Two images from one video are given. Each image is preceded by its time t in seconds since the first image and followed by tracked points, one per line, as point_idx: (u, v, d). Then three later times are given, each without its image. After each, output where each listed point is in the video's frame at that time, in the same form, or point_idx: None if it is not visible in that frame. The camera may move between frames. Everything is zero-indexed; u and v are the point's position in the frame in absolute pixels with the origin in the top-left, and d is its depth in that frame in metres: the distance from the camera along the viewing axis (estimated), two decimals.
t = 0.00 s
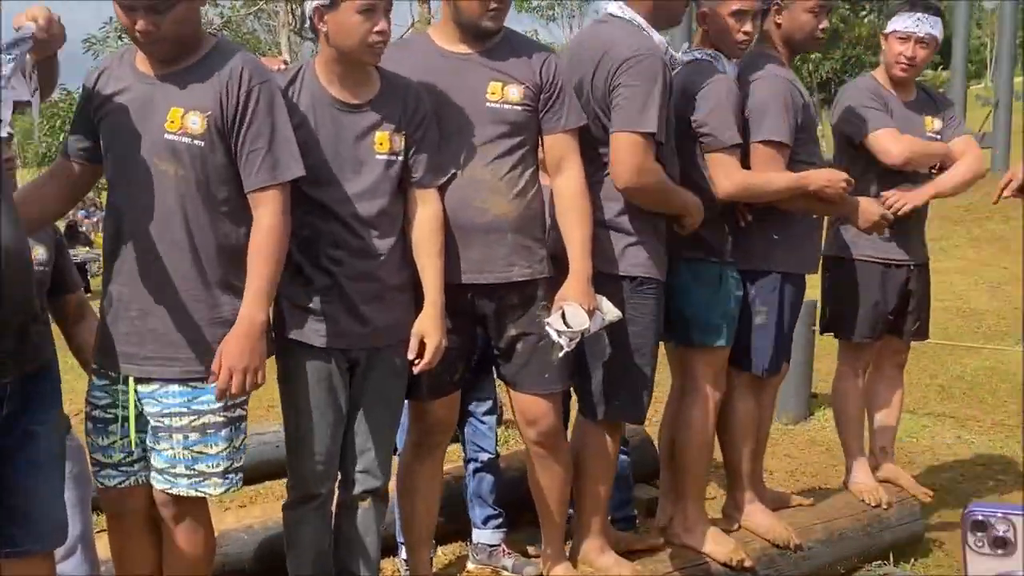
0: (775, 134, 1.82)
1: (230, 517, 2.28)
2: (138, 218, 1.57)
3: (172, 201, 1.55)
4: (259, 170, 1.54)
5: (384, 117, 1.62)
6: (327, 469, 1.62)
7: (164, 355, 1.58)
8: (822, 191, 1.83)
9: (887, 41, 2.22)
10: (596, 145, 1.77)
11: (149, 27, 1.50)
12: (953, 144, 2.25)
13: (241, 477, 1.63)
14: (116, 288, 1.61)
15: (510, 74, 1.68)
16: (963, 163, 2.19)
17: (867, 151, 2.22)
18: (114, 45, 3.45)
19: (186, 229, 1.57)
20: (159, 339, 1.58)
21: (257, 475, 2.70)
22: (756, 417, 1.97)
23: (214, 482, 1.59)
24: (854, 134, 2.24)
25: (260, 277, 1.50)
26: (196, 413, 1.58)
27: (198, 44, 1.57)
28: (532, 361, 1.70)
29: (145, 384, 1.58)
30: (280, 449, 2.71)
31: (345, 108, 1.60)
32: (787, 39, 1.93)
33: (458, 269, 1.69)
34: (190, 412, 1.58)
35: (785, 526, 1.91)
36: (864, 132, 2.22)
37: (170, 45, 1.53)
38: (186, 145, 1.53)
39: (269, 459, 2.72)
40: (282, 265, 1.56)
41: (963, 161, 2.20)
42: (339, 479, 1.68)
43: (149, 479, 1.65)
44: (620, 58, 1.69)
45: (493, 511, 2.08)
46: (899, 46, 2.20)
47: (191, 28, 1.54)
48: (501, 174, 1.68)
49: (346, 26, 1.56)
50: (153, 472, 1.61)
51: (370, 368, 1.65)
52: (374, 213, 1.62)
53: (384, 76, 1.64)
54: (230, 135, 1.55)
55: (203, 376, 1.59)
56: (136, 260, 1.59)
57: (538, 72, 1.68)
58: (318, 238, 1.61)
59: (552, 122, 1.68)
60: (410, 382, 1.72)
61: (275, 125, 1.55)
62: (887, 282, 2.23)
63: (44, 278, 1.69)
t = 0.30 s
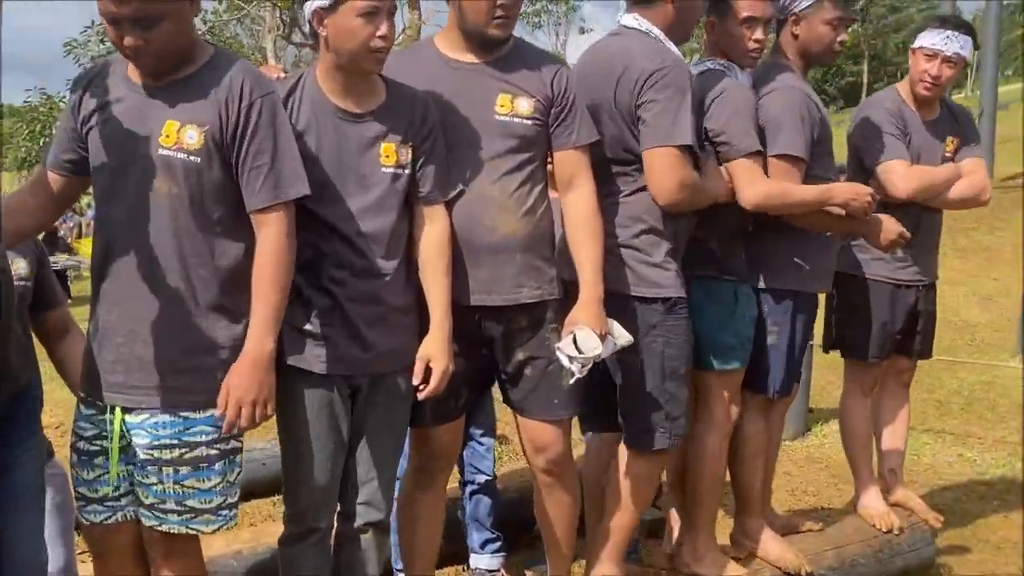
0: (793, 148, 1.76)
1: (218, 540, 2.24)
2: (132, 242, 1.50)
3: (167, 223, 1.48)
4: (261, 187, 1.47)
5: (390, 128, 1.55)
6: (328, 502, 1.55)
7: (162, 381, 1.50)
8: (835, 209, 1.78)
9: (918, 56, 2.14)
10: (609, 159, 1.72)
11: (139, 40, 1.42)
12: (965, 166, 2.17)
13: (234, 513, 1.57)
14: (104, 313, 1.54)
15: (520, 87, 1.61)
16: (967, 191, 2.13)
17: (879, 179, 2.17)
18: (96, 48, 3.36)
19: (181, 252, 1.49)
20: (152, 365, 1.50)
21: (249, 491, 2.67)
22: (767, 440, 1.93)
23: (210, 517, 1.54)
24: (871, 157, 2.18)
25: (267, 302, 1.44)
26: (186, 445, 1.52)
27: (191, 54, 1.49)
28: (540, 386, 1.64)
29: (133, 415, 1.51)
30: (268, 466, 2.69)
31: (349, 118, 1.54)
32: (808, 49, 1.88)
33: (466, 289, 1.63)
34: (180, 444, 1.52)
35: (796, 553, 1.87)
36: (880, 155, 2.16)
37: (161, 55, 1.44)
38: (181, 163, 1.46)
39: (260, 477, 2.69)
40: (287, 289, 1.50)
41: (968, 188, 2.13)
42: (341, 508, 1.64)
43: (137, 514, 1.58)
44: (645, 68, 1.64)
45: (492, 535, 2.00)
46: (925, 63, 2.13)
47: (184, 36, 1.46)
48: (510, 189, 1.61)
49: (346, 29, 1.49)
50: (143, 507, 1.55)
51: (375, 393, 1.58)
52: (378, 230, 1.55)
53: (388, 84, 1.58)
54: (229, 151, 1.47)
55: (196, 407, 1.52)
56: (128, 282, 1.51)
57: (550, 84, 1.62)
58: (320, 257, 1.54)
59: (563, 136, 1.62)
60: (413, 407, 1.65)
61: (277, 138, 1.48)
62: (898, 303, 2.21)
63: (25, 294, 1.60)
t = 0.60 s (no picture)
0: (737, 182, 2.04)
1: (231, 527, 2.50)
2: (167, 263, 1.76)
3: (199, 245, 1.74)
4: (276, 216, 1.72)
5: (390, 164, 1.81)
6: (337, 485, 1.80)
7: (193, 384, 1.77)
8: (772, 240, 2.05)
9: (840, 106, 2.45)
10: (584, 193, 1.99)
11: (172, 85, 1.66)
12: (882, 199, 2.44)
13: (256, 497, 1.81)
14: (144, 325, 1.81)
15: (503, 130, 1.89)
16: (883, 217, 2.36)
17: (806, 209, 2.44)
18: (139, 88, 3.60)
19: (211, 272, 1.75)
20: (184, 367, 1.77)
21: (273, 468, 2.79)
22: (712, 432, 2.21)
23: (232, 499, 1.78)
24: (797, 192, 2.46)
25: (282, 315, 1.69)
26: (212, 437, 1.78)
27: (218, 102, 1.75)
28: (519, 386, 1.91)
29: (167, 412, 1.78)
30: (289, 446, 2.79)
31: (356, 156, 1.80)
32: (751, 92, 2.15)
33: (455, 303, 1.89)
34: (208, 437, 1.78)
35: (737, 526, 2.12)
36: (808, 188, 2.43)
37: (190, 102, 1.69)
38: (209, 196, 1.71)
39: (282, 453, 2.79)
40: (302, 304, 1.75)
41: (887, 214, 2.36)
42: (347, 491, 1.89)
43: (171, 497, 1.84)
44: (626, 121, 1.91)
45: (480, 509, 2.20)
46: (846, 110, 2.43)
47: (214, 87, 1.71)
48: (493, 218, 1.89)
49: (350, 76, 1.76)
50: (174, 490, 1.81)
51: (377, 393, 1.84)
52: (380, 252, 1.81)
53: (388, 125, 1.84)
54: (249, 184, 1.73)
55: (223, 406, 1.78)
56: (164, 298, 1.77)
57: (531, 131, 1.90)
58: (330, 277, 1.80)
59: (541, 175, 1.91)
60: (410, 404, 1.92)
61: (292, 170, 1.74)
62: (822, 313, 2.48)
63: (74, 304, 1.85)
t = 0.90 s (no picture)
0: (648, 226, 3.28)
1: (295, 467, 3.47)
2: (277, 276, 2.66)
3: (297, 265, 2.66)
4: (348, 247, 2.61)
5: (422, 213, 2.78)
6: (389, 421, 2.72)
7: (291, 356, 2.65)
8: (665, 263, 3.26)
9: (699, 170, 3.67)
10: (554, 233, 3.06)
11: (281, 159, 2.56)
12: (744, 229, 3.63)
13: (333, 432, 2.68)
14: (263, 317, 2.72)
15: (497, 190, 2.93)
16: (742, 240, 3.52)
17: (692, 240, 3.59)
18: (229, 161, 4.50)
19: (304, 284, 2.65)
20: (284, 346, 2.65)
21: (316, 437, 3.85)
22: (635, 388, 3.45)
23: (318, 432, 2.66)
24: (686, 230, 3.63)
25: (350, 310, 2.55)
26: (305, 391, 2.64)
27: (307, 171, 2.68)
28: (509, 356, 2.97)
29: (276, 373, 2.66)
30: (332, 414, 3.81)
31: (399, 207, 2.76)
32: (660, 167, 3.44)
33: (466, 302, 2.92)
34: (302, 390, 2.64)
35: (649, 445, 3.32)
36: (693, 226, 3.61)
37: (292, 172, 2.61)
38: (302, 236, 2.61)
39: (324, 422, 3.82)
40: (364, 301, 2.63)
41: (744, 238, 3.53)
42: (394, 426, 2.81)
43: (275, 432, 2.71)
44: (585, 188, 2.99)
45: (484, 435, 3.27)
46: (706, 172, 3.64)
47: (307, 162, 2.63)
48: (490, 247, 2.92)
49: (394, 157, 2.68)
50: (280, 427, 2.68)
51: (413, 362, 2.79)
52: (416, 270, 2.77)
53: (421, 187, 2.81)
54: (329, 225, 2.63)
55: (312, 369, 2.65)
56: (274, 299, 2.69)
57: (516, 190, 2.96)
58: (384, 285, 2.76)
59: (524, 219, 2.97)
60: (436, 369, 2.90)
61: (356, 219, 2.65)
62: (706, 306, 3.61)
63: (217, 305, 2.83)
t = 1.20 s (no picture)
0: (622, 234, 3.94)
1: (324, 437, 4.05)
2: (318, 272, 3.15)
3: (332, 261, 3.13)
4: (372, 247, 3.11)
5: (438, 223, 3.40)
6: (410, 395, 3.31)
7: (331, 340, 3.13)
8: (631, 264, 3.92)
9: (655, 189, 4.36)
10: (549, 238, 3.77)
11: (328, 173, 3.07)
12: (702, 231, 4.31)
13: (363, 405, 3.15)
14: (305, 307, 3.19)
15: (500, 202, 3.61)
16: (700, 242, 4.19)
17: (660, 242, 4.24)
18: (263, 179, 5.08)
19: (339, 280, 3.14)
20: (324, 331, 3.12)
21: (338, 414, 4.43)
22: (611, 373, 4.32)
23: (352, 403, 3.12)
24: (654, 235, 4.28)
25: (374, 300, 3.02)
26: (341, 368, 3.11)
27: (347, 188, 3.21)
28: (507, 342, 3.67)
29: (316, 355, 3.14)
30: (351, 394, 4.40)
31: (420, 217, 3.36)
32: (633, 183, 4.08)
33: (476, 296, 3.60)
34: (337, 369, 3.11)
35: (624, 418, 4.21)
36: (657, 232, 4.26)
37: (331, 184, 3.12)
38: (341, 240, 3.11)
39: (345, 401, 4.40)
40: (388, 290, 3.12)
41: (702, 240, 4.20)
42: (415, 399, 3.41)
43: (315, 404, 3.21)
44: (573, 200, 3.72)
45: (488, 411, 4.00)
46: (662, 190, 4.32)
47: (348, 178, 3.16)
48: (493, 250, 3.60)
49: (411, 176, 3.27)
50: (321, 401, 3.13)
51: (431, 347, 3.39)
52: (433, 270, 3.37)
53: (435, 201, 3.42)
54: (360, 229, 3.13)
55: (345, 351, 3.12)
56: (317, 290, 3.16)
57: (515, 203, 3.65)
58: (407, 282, 3.34)
59: (523, 226, 3.68)
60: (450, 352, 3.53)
61: (381, 225, 3.15)
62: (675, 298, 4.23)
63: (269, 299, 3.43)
